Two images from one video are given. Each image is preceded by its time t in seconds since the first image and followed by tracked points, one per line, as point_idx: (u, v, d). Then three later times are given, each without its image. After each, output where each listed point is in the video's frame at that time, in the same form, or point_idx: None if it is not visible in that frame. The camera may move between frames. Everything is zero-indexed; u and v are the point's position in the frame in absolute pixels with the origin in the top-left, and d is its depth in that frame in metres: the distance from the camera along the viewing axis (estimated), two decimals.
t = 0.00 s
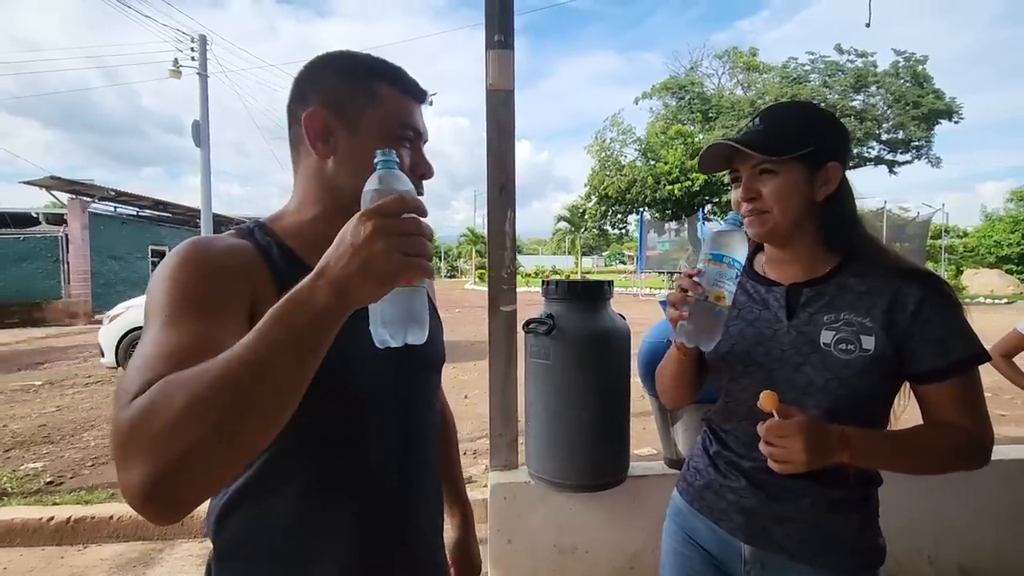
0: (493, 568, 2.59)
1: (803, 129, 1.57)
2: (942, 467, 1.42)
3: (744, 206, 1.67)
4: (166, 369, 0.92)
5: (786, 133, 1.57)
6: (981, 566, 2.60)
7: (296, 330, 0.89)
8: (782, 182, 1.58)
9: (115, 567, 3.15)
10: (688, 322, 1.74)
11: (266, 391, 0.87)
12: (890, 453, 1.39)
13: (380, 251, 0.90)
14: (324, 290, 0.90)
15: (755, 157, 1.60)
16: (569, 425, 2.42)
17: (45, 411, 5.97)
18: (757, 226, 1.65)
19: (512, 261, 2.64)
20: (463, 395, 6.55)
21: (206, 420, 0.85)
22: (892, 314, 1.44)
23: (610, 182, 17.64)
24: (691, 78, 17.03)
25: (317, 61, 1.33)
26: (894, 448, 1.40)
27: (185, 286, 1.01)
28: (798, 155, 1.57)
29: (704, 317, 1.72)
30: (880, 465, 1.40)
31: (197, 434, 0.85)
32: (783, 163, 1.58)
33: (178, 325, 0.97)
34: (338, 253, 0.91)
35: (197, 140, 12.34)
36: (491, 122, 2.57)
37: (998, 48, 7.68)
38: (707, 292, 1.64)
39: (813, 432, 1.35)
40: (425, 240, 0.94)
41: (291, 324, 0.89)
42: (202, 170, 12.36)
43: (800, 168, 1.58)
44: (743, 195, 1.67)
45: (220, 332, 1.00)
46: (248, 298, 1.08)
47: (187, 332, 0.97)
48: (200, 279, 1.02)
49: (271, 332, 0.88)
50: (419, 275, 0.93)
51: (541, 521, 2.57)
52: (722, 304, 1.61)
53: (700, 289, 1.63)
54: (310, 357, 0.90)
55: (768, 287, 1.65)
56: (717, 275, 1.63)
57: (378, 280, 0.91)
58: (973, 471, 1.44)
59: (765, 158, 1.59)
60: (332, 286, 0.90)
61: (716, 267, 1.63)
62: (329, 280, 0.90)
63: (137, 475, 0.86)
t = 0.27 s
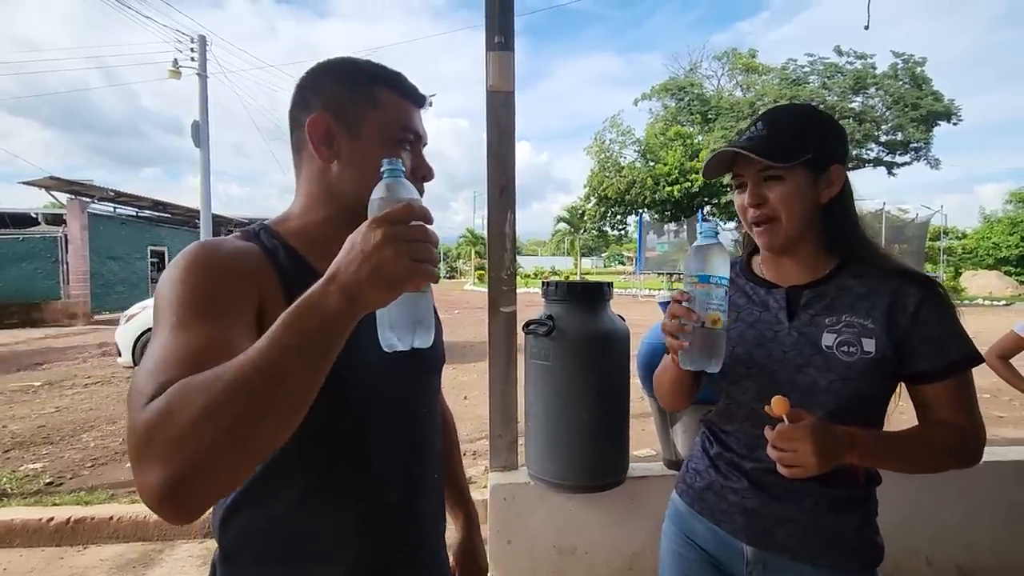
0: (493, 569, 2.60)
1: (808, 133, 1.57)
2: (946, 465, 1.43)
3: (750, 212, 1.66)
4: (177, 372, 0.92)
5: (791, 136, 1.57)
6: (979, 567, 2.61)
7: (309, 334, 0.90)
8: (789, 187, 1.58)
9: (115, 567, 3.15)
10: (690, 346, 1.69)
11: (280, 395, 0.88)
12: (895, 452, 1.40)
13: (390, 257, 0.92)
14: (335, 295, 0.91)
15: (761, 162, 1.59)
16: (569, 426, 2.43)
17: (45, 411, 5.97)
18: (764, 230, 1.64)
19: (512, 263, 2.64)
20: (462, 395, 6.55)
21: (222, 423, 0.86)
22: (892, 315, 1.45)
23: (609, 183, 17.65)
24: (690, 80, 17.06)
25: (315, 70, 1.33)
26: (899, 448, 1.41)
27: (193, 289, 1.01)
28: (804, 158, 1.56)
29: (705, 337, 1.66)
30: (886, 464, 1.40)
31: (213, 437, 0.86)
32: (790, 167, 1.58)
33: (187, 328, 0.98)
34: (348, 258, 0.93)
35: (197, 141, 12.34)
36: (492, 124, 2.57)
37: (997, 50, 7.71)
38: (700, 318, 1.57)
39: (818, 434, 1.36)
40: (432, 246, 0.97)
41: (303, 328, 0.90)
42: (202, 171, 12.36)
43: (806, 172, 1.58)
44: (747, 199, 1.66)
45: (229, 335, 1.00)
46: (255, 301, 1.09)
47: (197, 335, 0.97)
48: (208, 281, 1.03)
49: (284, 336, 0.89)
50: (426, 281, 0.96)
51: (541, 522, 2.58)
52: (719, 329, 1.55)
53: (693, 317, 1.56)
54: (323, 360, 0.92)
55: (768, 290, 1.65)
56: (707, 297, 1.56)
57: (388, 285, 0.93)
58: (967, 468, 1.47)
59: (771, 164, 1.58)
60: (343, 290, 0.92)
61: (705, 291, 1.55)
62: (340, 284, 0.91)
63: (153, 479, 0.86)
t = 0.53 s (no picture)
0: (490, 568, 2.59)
1: (814, 132, 1.57)
2: (927, 456, 1.45)
3: (752, 208, 1.65)
4: (178, 376, 0.92)
5: (797, 134, 1.56)
6: (976, 566, 2.62)
7: (308, 339, 0.90)
8: (792, 186, 1.58)
9: (112, 567, 3.14)
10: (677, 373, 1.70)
11: (280, 400, 0.88)
12: (881, 439, 1.40)
13: (387, 262, 0.91)
14: (334, 300, 0.91)
15: (766, 158, 1.59)
16: (567, 426, 2.43)
17: (41, 411, 5.94)
18: (765, 227, 1.63)
19: (509, 262, 2.64)
20: (460, 395, 6.55)
21: (222, 429, 0.86)
22: (888, 312, 1.46)
23: (608, 183, 17.66)
24: (688, 79, 17.07)
25: (320, 69, 1.32)
26: (885, 435, 1.41)
27: (194, 291, 1.01)
28: (809, 157, 1.56)
29: (691, 362, 1.68)
30: (870, 450, 1.41)
31: (214, 442, 0.86)
32: (793, 166, 1.57)
33: (187, 330, 0.97)
34: (346, 263, 0.91)
35: (194, 140, 12.31)
36: (490, 123, 2.57)
37: (994, 50, 7.73)
38: (683, 343, 1.59)
39: (806, 413, 1.35)
40: (430, 249, 0.95)
41: (302, 333, 0.90)
42: (199, 170, 12.32)
43: (810, 171, 1.57)
44: (750, 195, 1.65)
45: (231, 336, 1.00)
46: (256, 300, 1.08)
47: (197, 337, 0.97)
48: (209, 282, 1.02)
49: (284, 341, 0.89)
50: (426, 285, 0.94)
51: (539, 521, 2.58)
52: (704, 351, 1.57)
53: (677, 343, 1.58)
54: (323, 365, 0.91)
55: (764, 288, 1.64)
56: (686, 322, 1.58)
57: (386, 290, 0.91)
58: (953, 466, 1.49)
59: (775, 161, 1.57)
60: (342, 296, 0.91)
61: (683, 316, 1.58)
62: (338, 290, 0.91)
63: (155, 483, 0.86)
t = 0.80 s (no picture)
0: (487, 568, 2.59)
1: (810, 131, 1.57)
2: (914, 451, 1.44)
3: (748, 206, 1.65)
4: (186, 381, 0.93)
5: (794, 132, 1.56)
6: (970, 564, 2.63)
7: (313, 353, 0.90)
8: (789, 184, 1.58)
9: (106, 568, 3.13)
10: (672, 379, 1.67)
11: (285, 413, 0.89)
12: (869, 429, 1.40)
13: (393, 278, 0.90)
14: (339, 314, 0.90)
15: (763, 156, 1.59)
16: (563, 425, 2.42)
17: (35, 412, 5.91)
18: (762, 225, 1.63)
19: (505, 261, 2.63)
20: (457, 394, 6.54)
21: (229, 440, 0.87)
22: (883, 307, 1.46)
23: (604, 182, 17.66)
24: (685, 78, 17.09)
25: (349, 75, 1.36)
26: (873, 425, 1.40)
27: (201, 290, 1.00)
28: (806, 156, 1.56)
29: (686, 367, 1.66)
30: (859, 439, 1.39)
31: (222, 452, 0.87)
32: (790, 164, 1.57)
33: (195, 331, 0.97)
34: (352, 277, 0.91)
35: (189, 139, 12.27)
36: (485, 122, 2.56)
37: (989, 49, 7.76)
38: (680, 348, 1.56)
39: (794, 396, 1.34)
40: (438, 263, 0.94)
41: (308, 347, 0.90)
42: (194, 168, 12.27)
43: (806, 169, 1.57)
44: (746, 194, 1.65)
45: (238, 338, 1.00)
46: (265, 297, 1.07)
47: (204, 340, 0.97)
48: (218, 280, 1.02)
49: (289, 354, 0.89)
50: (433, 299, 0.93)
51: (535, 521, 2.57)
52: (702, 356, 1.55)
53: (674, 348, 1.55)
54: (327, 378, 0.91)
55: (760, 286, 1.64)
56: (683, 326, 1.56)
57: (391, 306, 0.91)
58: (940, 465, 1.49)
59: (772, 160, 1.57)
60: (347, 309, 0.91)
61: (680, 321, 1.56)
62: (344, 305, 0.90)
63: (163, 489, 0.88)
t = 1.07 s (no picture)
0: (483, 568, 2.58)
1: (800, 125, 1.56)
2: (917, 449, 1.44)
3: (739, 201, 1.64)
4: (222, 388, 0.97)
5: (784, 127, 1.55)
6: (966, 561, 2.63)
7: (346, 367, 0.95)
8: (779, 178, 1.57)
9: (99, 569, 3.10)
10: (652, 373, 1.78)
11: (321, 423, 0.95)
12: (876, 431, 1.40)
13: (418, 299, 0.93)
14: (367, 331, 0.95)
15: (752, 151, 1.58)
16: (559, 424, 2.41)
17: (27, 411, 5.86)
18: (754, 220, 1.62)
19: (500, 259, 2.62)
20: (452, 393, 6.52)
21: (271, 449, 0.93)
22: (879, 303, 1.45)
23: (601, 180, 17.63)
24: (681, 76, 17.08)
25: (380, 77, 1.38)
26: (880, 426, 1.41)
27: (233, 295, 1.02)
28: (796, 151, 1.56)
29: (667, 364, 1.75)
30: (867, 445, 1.41)
31: (263, 459, 0.93)
32: (780, 158, 1.56)
33: (227, 338, 0.99)
34: (378, 296, 0.94)
35: (183, 136, 12.19)
36: (480, 119, 2.54)
37: (985, 47, 7.77)
38: (658, 345, 1.66)
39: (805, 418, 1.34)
40: (461, 282, 0.97)
41: (340, 362, 0.95)
42: (188, 166, 12.18)
43: (796, 164, 1.57)
44: (737, 189, 1.65)
45: (270, 343, 1.03)
46: (292, 298, 1.09)
47: (238, 345, 0.99)
48: (249, 285, 1.03)
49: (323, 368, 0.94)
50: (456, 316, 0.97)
51: (531, 520, 2.57)
52: (677, 354, 1.64)
53: (650, 345, 1.66)
54: (358, 388, 0.97)
55: (755, 283, 1.63)
56: (661, 325, 1.65)
57: (416, 325, 0.95)
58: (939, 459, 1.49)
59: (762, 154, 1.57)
60: (375, 327, 0.95)
61: (658, 320, 1.65)
62: (372, 323, 0.94)
63: (209, 492, 0.95)
